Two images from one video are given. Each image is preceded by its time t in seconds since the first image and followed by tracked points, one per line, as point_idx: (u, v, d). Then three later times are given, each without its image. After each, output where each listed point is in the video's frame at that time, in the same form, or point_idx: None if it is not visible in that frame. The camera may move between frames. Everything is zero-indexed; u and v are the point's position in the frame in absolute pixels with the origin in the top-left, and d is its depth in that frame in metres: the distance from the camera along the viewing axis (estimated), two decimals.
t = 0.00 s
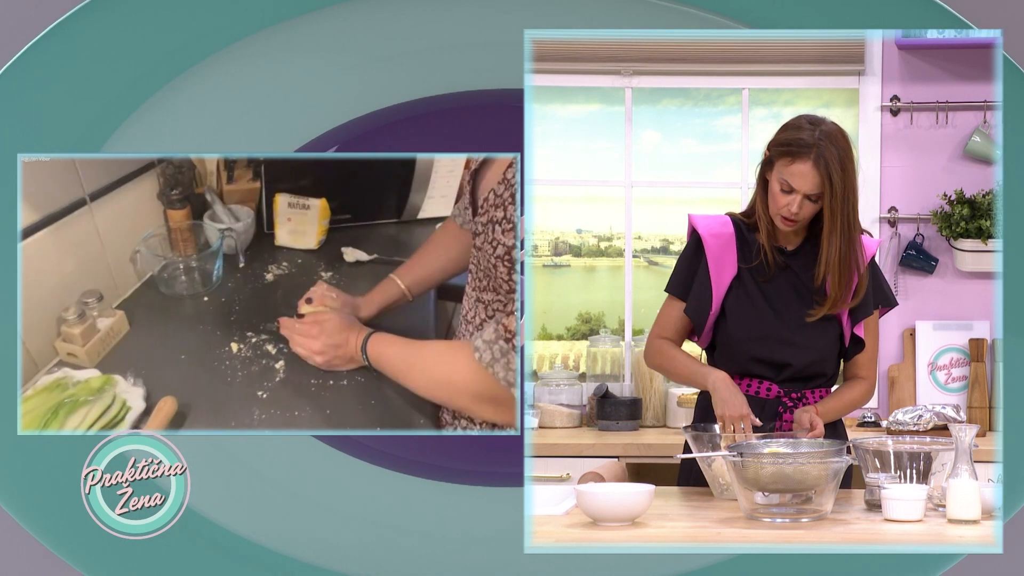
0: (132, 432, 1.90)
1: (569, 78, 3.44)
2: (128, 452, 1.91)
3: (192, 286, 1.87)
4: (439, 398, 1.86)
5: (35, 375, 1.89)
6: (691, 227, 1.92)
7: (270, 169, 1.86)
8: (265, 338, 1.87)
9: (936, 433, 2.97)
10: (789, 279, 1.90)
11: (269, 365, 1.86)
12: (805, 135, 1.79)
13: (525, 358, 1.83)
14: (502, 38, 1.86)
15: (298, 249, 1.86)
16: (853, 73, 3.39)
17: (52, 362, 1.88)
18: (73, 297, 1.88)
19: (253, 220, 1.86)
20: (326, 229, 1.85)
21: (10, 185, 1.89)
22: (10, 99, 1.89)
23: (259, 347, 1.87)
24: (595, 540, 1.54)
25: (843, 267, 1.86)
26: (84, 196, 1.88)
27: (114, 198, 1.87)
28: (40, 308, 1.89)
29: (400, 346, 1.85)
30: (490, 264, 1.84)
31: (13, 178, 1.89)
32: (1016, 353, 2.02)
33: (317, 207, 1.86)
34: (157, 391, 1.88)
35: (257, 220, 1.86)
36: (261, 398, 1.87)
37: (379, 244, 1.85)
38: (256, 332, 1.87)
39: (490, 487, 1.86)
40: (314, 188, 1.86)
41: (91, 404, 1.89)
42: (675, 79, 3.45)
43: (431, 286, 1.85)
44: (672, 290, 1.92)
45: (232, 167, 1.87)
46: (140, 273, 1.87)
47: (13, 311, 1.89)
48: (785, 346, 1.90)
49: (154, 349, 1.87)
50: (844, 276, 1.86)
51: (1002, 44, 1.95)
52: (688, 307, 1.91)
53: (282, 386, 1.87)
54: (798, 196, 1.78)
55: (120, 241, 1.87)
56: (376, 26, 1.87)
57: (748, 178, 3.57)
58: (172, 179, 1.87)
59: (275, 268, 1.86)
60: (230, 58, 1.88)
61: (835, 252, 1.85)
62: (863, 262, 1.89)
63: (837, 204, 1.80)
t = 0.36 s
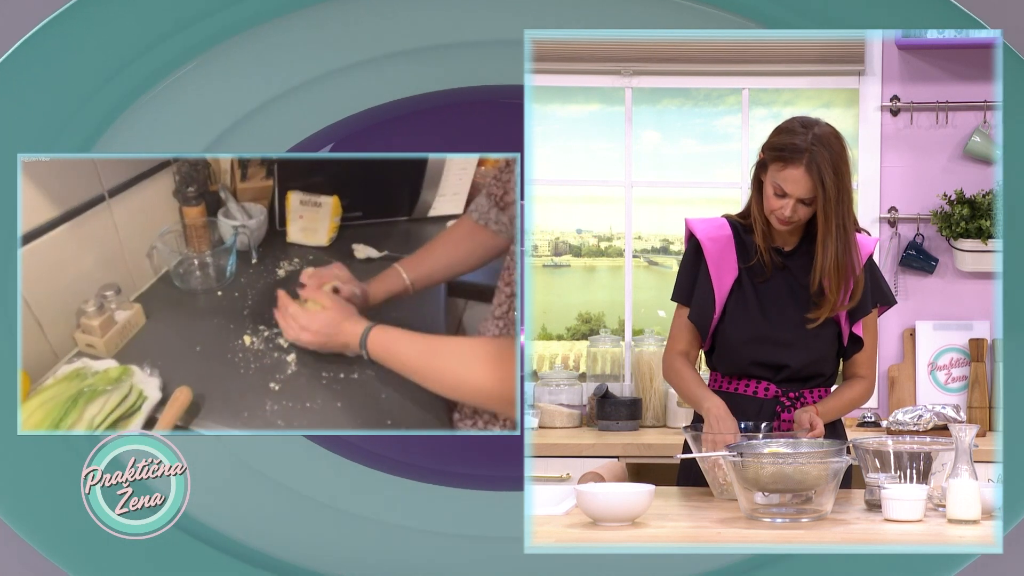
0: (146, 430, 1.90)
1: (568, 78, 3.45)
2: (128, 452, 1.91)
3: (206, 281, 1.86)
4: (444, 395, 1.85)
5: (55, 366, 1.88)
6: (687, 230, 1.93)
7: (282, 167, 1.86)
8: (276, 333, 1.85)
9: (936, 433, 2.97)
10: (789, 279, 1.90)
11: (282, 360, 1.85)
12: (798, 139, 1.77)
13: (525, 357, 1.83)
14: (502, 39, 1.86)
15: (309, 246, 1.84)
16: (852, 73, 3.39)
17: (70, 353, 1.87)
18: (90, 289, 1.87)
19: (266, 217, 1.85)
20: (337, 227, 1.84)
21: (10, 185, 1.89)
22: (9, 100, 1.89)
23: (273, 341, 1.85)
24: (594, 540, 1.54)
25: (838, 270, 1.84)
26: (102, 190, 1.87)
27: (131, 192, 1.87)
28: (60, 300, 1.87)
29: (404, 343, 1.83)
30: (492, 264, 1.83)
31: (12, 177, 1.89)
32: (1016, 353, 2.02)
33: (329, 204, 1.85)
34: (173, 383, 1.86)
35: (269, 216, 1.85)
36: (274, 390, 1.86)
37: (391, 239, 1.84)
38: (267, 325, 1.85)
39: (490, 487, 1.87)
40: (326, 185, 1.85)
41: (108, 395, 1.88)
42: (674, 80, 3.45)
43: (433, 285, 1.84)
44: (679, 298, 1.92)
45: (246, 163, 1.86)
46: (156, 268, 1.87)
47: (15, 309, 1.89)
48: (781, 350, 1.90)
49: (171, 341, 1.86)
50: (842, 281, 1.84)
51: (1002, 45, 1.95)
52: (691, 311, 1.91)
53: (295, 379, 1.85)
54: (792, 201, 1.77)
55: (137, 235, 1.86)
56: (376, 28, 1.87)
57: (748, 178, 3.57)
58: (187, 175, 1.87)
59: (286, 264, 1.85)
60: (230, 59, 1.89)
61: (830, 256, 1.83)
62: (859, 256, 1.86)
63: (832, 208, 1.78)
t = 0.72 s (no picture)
0: (145, 431, 1.90)
1: (569, 78, 3.45)
2: (128, 453, 1.91)
3: (205, 282, 1.86)
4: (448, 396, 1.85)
5: (53, 368, 1.88)
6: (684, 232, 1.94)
7: (281, 166, 1.86)
8: (275, 336, 1.86)
9: (936, 433, 2.97)
10: (786, 279, 1.90)
11: (282, 362, 1.86)
12: (793, 133, 1.79)
13: (525, 357, 1.83)
14: (503, 39, 1.87)
15: (309, 247, 1.85)
16: (853, 73, 3.39)
17: (68, 354, 1.87)
18: (88, 291, 1.87)
19: (265, 217, 1.85)
20: (338, 227, 1.85)
21: (11, 185, 1.90)
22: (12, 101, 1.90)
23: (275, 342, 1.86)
24: (595, 540, 1.54)
25: (825, 264, 1.84)
26: (101, 191, 1.87)
27: (129, 193, 1.87)
28: (58, 301, 1.87)
29: (411, 342, 1.85)
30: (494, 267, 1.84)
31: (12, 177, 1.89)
32: (1017, 353, 2.02)
33: (329, 204, 1.85)
34: (171, 385, 1.87)
35: (268, 216, 1.85)
36: (273, 393, 1.86)
37: (394, 240, 1.85)
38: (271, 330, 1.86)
39: (490, 487, 1.87)
40: (326, 185, 1.86)
41: (106, 397, 1.88)
42: (675, 80, 3.45)
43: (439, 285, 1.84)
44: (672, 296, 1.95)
45: (245, 163, 1.86)
46: (154, 269, 1.86)
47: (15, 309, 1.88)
48: (781, 352, 1.90)
49: (169, 343, 1.86)
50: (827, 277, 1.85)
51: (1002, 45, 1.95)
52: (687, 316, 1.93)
53: (296, 381, 1.86)
54: (785, 193, 1.79)
55: (134, 236, 1.87)
56: (377, 28, 1.88)
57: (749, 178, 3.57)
58: (186, 175, 1.87)
59: (285, 265, 1.85)
60: (231, 60, 1.89)
61: (818, 253, 1.83)
62: (854, 263, 1.87)
63: (825, 201, 1.80)
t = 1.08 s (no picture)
0: (145, 431, 1.90)
1: (569, 78, 3.46)
2: (128, 452, 1.91)
3: (203, 286, 1.87)
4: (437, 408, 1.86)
5: (51, 372, 1.88)
6: (679, 246, 1.93)
7: (279, 169, 1.86)
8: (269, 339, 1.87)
9: (937, 433, 2.97)
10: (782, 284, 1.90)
11: (280, 364, 1.86)
12: (782, 126, 1.80)
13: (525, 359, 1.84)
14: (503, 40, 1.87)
15: (305, 250, 1.85)
16: (853, 73, 3.39)
17: (67, 358, 1.87)
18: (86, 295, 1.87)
19: (262, 220, 1.85)
20: (335, 231, 1.85)
21: (11, 185, 1.89)
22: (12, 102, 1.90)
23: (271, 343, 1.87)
24: (595, 540, 1.54)
25: (815, 262, 1.83)
26: (98, 197, 1.86)
27: (127, 197, 1.86)
28: (58, 305, 1.88)
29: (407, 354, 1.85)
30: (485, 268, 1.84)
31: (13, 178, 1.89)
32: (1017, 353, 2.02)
33: (325, 208, 1.85)
34: (168, 388, 1.87)
35: (266, 221, 1.85)
36: (269, 396, 1.87)
37: (384, 242, 1.84)
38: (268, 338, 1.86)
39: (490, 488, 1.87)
40: (323, 188, 1.86)
41: (104, 400, 1.88)
42: (675, 79, 3.45)
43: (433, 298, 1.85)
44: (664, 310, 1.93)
45: (242, 167, 1.86)
46: (153, 272, 1.87)
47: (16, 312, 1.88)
48: (777, 357, 1.90)
49: (167, 347, 1.87)
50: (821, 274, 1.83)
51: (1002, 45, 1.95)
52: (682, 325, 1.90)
53: (291, 385, 1.87)
54: (772, 186, 1.80)
55: (132, 240, 1.86)
56: (377, 28, 1.88)
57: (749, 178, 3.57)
58: (183, 180, 1.86)
59: (282, 268, 1.86)
60: (231, 61, 1.89)
61: (807, 249, 1.82)
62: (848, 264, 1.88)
63: (813, 193, 1.80)
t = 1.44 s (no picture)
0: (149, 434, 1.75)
1: (568, 78, 3.43)
2: (128, 455, 1.76)
3: (204, 290, 1.70)
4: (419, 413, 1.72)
5: (53, 376, 1.72)
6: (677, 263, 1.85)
7: (280, 173, 1.69)
8: (241, 353, 1.70)
9: (937, 433, 2.98)
10: (774, 294, 1.87)
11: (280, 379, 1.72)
12: (771, 133, 1.80)
13: (525, 358, 1.69)
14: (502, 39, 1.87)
15: (307, 255, 1.68)
16: (853, 73, 3.39)
17: (68, 363, 1.71)
18: (86, 300, 1.69)
19: (264, 225, 1.69)
20: (336, 236, 1.68)
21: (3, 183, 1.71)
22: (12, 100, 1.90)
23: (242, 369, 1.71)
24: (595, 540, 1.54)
25: (797, 271, 1.79)
26: (101, 201, 1.68)
27: (126, 204, 1.68)
28: (52, 312, 1.71)
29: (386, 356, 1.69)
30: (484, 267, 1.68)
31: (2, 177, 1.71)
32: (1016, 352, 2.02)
33: (326, 212, 1.68)
34: (168, 393, 1.73)
35: (266, 225, 1.69)
36: (270, 400, 1.73)
37: (389, 247, 1.68)
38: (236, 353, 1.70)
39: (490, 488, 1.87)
40: (323, 193, 1.68)
41: (107, 405, 1.73)
42: (675, 79, 3.45)
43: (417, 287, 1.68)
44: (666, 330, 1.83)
45: (243, 172, 1.69)
46: (154, 276, 1.70)
47: (8, 316, 1.72)
48: (779, 366, 1.90)
49: (167, 354, 1.71)
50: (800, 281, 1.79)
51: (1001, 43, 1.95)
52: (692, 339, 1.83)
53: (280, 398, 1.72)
54: (759, 192, 1.78)
55: (131, 241, 1.69)
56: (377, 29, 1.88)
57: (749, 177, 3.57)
58: (185, 184, 1.69)
59: (283, 273, 1.69)
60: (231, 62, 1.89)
61: (790, 257, 1.78)
62: (841, 267, 1.86)
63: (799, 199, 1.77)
